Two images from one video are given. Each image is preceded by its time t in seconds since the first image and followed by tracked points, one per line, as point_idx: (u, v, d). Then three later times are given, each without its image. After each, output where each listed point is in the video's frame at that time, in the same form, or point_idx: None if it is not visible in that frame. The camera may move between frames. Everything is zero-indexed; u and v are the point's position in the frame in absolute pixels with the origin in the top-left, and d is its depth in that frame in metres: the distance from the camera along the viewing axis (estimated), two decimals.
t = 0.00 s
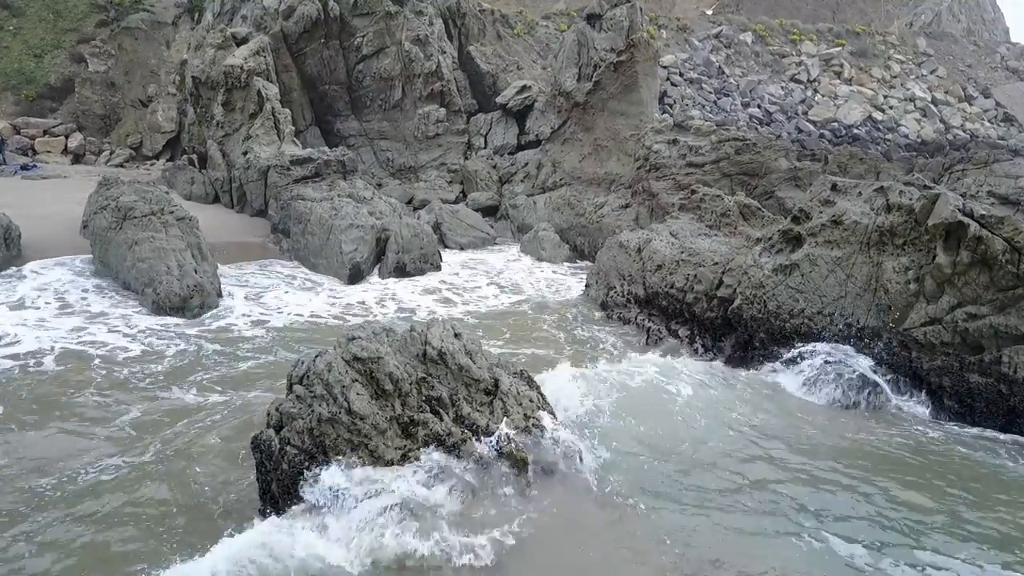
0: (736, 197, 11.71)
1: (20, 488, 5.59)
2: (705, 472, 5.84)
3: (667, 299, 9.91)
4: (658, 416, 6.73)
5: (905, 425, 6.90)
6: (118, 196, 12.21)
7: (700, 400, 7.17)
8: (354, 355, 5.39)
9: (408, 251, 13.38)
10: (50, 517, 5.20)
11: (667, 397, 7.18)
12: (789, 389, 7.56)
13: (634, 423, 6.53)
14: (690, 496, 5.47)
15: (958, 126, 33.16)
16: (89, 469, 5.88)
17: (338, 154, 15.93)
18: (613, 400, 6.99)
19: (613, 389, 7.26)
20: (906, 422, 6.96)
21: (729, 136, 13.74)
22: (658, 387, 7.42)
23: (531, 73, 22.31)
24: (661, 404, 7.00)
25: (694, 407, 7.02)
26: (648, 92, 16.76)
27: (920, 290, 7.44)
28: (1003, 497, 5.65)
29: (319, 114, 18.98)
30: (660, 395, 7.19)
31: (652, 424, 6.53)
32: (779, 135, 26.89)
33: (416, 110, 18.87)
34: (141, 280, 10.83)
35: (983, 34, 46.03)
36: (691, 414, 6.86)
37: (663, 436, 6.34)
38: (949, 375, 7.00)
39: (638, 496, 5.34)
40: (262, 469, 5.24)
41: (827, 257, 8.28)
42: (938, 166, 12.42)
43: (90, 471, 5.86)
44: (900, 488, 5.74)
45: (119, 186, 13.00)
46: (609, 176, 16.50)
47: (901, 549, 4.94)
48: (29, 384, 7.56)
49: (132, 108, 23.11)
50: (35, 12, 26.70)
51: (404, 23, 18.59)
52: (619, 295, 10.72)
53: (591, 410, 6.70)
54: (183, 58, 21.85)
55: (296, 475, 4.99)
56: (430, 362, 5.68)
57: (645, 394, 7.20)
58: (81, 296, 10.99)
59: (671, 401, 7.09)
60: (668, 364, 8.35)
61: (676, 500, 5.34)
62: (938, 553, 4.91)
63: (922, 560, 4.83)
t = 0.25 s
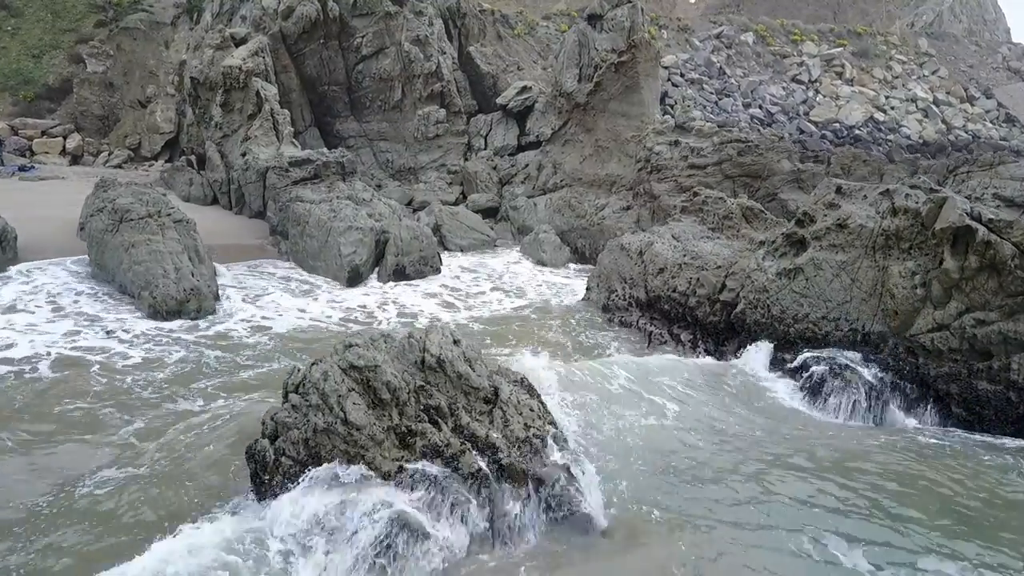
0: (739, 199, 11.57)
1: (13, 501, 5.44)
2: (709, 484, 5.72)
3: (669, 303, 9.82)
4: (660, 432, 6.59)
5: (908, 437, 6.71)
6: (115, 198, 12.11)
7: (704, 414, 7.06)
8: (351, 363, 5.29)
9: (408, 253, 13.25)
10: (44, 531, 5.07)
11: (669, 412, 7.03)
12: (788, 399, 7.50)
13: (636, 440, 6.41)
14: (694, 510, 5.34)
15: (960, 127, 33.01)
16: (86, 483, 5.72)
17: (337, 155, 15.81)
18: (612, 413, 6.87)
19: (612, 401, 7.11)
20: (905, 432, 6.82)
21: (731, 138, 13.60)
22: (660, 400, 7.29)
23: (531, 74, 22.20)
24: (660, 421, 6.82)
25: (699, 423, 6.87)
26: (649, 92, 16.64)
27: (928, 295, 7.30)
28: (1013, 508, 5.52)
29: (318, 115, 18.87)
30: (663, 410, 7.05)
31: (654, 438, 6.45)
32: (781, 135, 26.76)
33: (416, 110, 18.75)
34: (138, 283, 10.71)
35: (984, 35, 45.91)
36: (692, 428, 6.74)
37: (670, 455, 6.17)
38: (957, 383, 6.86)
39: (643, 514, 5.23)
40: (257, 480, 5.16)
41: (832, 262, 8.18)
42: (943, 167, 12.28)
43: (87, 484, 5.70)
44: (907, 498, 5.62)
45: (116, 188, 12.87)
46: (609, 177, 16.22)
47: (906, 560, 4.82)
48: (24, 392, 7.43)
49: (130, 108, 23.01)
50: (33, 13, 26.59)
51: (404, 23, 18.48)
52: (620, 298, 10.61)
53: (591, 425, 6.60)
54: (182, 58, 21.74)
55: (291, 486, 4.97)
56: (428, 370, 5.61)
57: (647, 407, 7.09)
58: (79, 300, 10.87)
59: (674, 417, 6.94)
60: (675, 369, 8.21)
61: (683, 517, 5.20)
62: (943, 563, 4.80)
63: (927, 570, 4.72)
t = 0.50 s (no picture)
0: (742, 202, 11.42)
1: (2, 517, 5.24)
2: (714, 496, 5.60)
3: (672, 307, 9.72)
4: (660, 442, 6.49)
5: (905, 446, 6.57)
6: (112, 200, 11.99)
7: (703, 422, 6.97)
8: (347, 372, 5.17)
9: (407, 256, 13.13)
10: (35, 548, 4.87)
11: (664, 422, 6.92)
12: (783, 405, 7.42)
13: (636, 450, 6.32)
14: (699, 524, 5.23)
15: (961, 128, 32.90)
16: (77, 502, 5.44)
17: (336, 156, 15.68)
18: (611, 424, 6.76)
19: (606, 410, 7.01)
20: (901, 441, 6.69)
21: (734, 139, 13.45)
22: (658, 409, 7.18)
23: (532, 75, 22.08)
24: (655, 431, 6.72)
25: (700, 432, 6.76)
26: (650, 93, 16.51)
27: (935, 301, 7.16)
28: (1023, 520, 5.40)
29: (317, 116, 18.76)
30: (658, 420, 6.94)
31: (654, 449, 6.34)
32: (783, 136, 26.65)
33: (416, 112, 18.64)
34: (134, 287, 10.57)
35: (985, 35, 45.80)
36: (693, 437, 6.63)
37: (673, 466, 6.05)
38: (965, 391, 6.77)
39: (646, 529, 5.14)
40: (253, 492, 5.09)
41: (836, 266, 8.08)
42: (947, 170, 12.16)
43: (77, 500, 5.45)
44: (915, 510, 5.49)
45: (113, 191, 12.71)
46: (610, 179, 16.12)
47: None
48: (19, 401, 7.27)
49: (129, 109, 22.90)
50: (32, 13, 26.48)
51: (403, 23, 18.36)
52: (621, 301, 10.49)
53: (589, 436, 6.50)
54: (181, 59, 21.63)
55: (287, 499, 4.87)
56: (428, 379, 5.51)
57: (643, 417, 6.99)
58: (74, 305, 10.74)
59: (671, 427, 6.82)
60: (679, 368, 8.09)
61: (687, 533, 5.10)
62: None
63: None
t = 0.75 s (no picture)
0: (745, 204, 11.29)
1: None
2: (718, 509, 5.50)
3: (674, 311, 9.61)
4: (662, 451, 6.38)
5: (908, 453, 6.43)
6: (109, 202, 11.88)
7: (704, 429, 6.87)
8: (343, 381, 5.06)
9: (406, 258, 13.00)
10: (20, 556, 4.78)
11: (662, 430, 6.83)
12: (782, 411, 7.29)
13: (637, 460, 6.22)
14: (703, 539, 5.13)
15: (963, 128, 32.77)
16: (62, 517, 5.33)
17: (335, 157, 15.55)
18: (609, 435, 6.66)
19: (604, 422, 6.93)
20: (903, 445, 6.57)
21: (736, 141, 13.33)
22: (657, 418, 7.08)
23: (532, 75, 21.94)
24: (654, 440, 6.62)
25: (702, 440, 6.66)
26: (652, 94, 16.40)
27: (942, 306, 7.10)
28: None
29: (316, 117, 18.64)
30: (657, 429, 6.85)
31: (657, 460, 6.22)
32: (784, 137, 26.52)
33: (415, 112, 18.52)
34: (129, 290, 10.46)
35: (987, 35, 45.66)
36: (695, 446, 6.53)
37: (676, 476, 5.97)
38: (975, 398, 6.62)
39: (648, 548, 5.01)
40: (246, 505, 4.96)
41: (841, 270, 7.96)
42: (952, 172, 12.03)
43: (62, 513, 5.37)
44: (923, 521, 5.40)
45: (110, 192, 12.58)
46: (611, 180, 16.04)
47: None
48: (15, 411, 7.14)
49: (127, 110, 22.79)
50: (30, 13, 26.37)
51: (403, 24, 18.23)
52: (623, 305, 10.33)
53: (590, 447, 6.39)
54: (179, 59, 21.51)
55: (280, 512, 4.73)
56: (426, 387, 5.42)
57: (641, 426, 6.90)
58: (68, 308, 10.63)
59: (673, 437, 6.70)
60: (676, 378, 8.01)
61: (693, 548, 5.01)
62: None
63: None
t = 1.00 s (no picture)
0: (748, 207, 11.16)
1: None
2: (723, 525, 5.40)
3: (676, 315, 9.50)
4: (664, 461, 6.27)
5: (913, 463, 6.32)
6: (104, 205, 11.76)
7: (706, 435, 6.79)
8: (340, 392, 4.94)
9: (406, 261, 12.89)
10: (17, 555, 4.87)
11: (662, 435, 6.78)
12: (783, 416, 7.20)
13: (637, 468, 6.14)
14: (706, 556, 5.03)
15: (964, 129, 32.66)
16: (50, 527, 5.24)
17: (334, 159, 15.39)
18: (610, 442, 6.60)
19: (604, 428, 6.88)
20: (905, 451, 6.52)
21: (738, 143, 13.20)
22: (657, 423, 7.03)
23: (533, 75, 21.81)
24: (654, 446, 6.56)
25: (706, 448, 6.55)
26: (653, 95, 16.27)
27: (951, 312, 6.97)
28: None
29: (315, 118, 18.53)
30: (657, 434, 6.80)
31: (659, 470, 6.11)
32: (785, 138, 26.40)
33: (415, 113, 18.40)
34: (125, 294, 10.34)
35: (987, 35, 45.53)
36: (698, 453, 6.43)
37: (677, 487, 5.86)
38: (984, 406, 6.44)
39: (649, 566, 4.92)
40: (239, 518, 4.82)
41: (846, 275, 7.84)
42: (957, 173, 11.91)
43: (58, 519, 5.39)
44: (932, 537, 5.29)
45: (107, 195, 12.45)
46: (613, 181, 15.93)
47: None
48: (12, 422, 6.99)
49: (126, 111, 22.68)
50: (28, 13, 26.24)
51: (402, 24, 18.11)
52: (625, 310, 10.16)
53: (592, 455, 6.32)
54: (178, 59, 21.39)
55: (274, 526, 4.59)
56: (424, 397, 5.32)
57: (641, 431, 6.85)
58: (64, 312, 10.52)
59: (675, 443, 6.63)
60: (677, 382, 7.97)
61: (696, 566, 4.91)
62: None
63: None
